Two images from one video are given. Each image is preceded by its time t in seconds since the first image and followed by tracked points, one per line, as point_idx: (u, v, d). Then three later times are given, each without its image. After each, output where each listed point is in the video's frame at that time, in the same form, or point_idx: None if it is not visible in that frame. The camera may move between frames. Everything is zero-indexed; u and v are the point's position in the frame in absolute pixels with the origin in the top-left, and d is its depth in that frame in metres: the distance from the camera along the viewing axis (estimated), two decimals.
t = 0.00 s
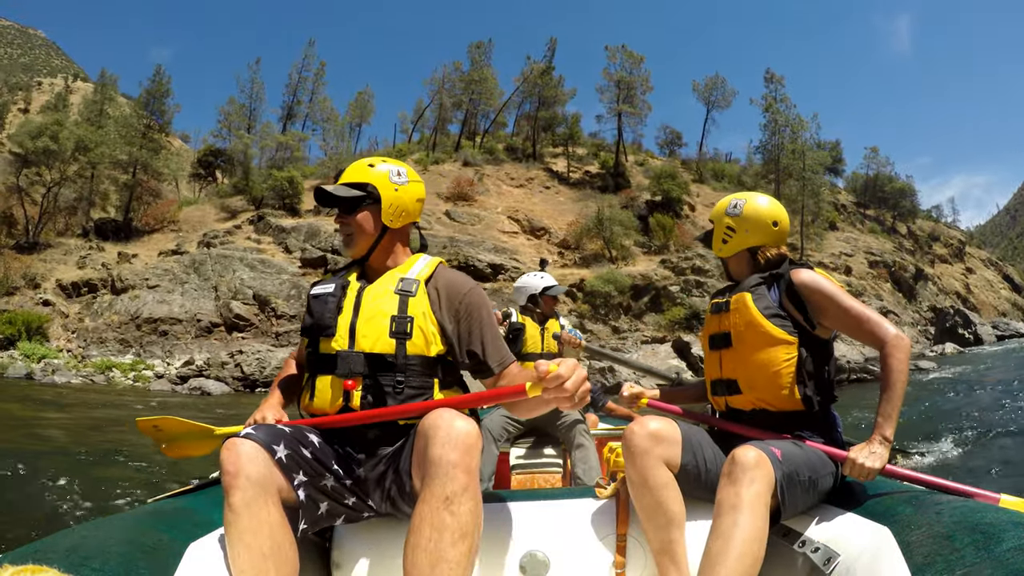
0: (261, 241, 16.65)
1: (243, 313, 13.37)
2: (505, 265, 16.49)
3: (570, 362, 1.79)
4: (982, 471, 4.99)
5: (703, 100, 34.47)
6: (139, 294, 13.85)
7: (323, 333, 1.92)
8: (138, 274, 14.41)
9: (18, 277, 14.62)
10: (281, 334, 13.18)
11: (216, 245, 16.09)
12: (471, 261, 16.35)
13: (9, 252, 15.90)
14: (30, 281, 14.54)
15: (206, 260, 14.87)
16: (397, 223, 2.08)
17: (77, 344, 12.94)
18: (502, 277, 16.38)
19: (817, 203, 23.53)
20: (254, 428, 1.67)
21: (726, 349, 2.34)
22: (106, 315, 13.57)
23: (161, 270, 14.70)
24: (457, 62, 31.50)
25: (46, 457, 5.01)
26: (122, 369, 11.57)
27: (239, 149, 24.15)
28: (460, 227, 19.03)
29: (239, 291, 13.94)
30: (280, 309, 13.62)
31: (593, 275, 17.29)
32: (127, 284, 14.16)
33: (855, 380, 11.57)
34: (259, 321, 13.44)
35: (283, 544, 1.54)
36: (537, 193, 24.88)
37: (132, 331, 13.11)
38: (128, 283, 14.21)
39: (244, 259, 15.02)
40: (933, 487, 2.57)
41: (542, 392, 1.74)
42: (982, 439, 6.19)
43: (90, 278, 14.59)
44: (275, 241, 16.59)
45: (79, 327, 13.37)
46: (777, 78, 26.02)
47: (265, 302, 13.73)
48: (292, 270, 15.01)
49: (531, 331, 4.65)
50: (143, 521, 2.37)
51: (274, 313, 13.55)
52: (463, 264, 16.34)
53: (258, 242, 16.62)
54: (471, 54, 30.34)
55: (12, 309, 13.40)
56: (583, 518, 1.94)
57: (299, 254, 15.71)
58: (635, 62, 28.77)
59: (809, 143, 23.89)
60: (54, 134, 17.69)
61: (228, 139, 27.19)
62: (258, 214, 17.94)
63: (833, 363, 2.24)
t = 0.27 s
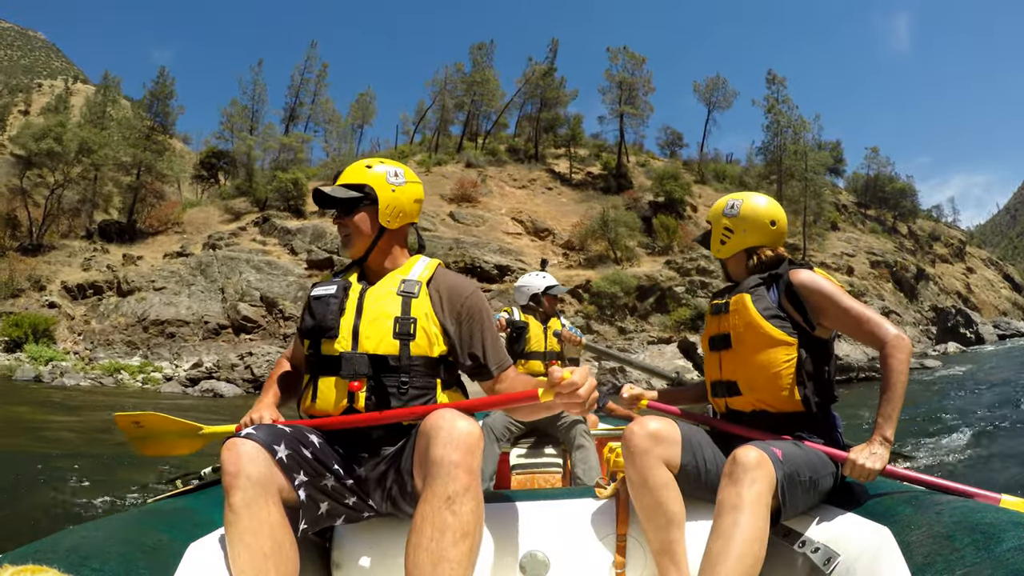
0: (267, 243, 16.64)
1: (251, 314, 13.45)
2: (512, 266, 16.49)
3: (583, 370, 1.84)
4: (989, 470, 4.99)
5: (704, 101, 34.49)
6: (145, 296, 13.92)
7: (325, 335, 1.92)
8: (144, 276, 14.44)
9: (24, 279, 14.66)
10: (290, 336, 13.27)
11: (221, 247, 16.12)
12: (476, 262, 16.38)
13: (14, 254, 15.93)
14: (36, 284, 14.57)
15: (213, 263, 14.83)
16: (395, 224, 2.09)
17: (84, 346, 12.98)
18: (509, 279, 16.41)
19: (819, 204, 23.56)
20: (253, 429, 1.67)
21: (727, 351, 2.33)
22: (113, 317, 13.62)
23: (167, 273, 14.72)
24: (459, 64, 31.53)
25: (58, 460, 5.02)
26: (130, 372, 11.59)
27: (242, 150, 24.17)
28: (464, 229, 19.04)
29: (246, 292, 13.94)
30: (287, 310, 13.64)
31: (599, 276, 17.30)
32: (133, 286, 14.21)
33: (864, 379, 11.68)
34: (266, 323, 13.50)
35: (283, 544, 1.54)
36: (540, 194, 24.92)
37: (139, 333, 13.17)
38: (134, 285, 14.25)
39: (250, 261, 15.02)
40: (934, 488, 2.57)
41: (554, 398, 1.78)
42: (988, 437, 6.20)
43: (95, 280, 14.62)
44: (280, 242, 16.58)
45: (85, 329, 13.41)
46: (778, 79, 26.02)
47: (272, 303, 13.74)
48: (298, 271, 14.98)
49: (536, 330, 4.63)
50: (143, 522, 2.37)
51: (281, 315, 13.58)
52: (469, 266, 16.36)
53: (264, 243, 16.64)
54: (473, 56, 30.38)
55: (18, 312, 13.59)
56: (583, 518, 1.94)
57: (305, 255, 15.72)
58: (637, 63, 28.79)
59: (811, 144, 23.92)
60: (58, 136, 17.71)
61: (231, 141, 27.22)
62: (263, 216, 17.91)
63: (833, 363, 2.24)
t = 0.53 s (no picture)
0: (275, 243, 16.65)
1: (260, 315, 13.47)
2: (522, 267, 16.49)
3: (584, 369, 1.83)
4: (998, 472, 4.97)
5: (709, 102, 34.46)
6: (155, 296, 14.00)
7: (323, 332, 1.92)
8: (153, 275, 14.50)
9: (32, 278, 14.72)
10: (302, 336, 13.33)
11: (229, 246, 16.15)
12: (486, 263, 16.39)
13: (23, 253, 15.99)
14: (44, 283, 14.63)
15: (222, 262, 14.84)
16: (391, 223, 2.09)
17: (93, 346, 13.05)
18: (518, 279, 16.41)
19: (825, 206, 23.53)
20: (254, 429, 1.68)
21: (725, 351, 2.34)
22: (122, 316, 13.69)
23: (176, 272, 14.76)
24: (465, 65, 31.56)
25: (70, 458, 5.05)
26: (141, 372, 11.65)
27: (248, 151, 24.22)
28: (471, 229, 19.06)
29: (256, 292, 13.96)
30: (297, 310, 13.67)
31: (608, 277, 17.28)
32: (142, 285, 14.28)
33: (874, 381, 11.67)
34: (277, 322, 13.49)
35: (284, 544, 1.54)
36: (546, 195, 24.94)
37: (149, 333, 13.25)
38: (143, 284, 14.32)
39: (259, 261, 15.01)
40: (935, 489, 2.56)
41: (554, 397, 1.78)
42: (997, 438, 6.18)
43: (104, 280, 14.69)
44: (289, 242, 16.59)
45: (94, 329, 13.48)
46: (784, 81, 25.93)
47: (282, 303, 13.77)
48: (306, 271, 14.96)
49: (536, 329, 4.66)
50: (143, 522, 2.38)
51: (291, 315, 13.62)
52: (477, 267, 16.37)
53: (272, 243, 16.65)
54: (479, 57, 30.40)
55: (27, 311, 13.77)
56: (583, 518, 1.94)
57: (313, 255, 15.75)
58: (643, 64, 28.79)
59: (816, 146, 23.87)
60: (66, 135, 17.76)
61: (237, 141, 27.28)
62: (272, 216, 17.91)
63: (832, 363, 2.24)
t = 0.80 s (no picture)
0: (286, 243, 16.69)
1: (272, 315, 13.51)
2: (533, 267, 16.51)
3: (582, 369, 1.84)
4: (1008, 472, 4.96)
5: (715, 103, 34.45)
6: (166, 296, 14.10)
7: (319, 329, 1.94)
8: (165, 275, 14.58)
9: (42, 278, 14.77)
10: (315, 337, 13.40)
11: (239, 247, 16.22)
12: (497, 263, 16.38)
13: (33, 252, 16.04)
14: (54, 282, 14.68)
15: (233, 262, 14.89)
16: (385, 221, 2.10)
17: (105, 345, 13.13)
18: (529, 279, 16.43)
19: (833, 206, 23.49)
20: (252, 429, 1.68)
21: (723, 351, 2.34)
22: (134, 316, 13.78)
23: (187, 272, 14.85)
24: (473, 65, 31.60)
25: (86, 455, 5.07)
26: (154, 371, 11.73)
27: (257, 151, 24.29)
28: (480, 230, 19.08)
29: (267, 292, 14.02)
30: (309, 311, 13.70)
31: (617, 277, 17.27)
32: (153, 285, 14.36)
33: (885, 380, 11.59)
34: (288, 323, 13.51)
35: (282, 544, 1.55)
36: (554, 196, 24.98)
37: (161, 332, 13.31)
38: (155, 284, 14.39)
39: (270, 262, 14.94)
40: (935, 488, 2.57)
41: (554, 397, 1.79)
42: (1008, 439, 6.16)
43: (114, 280, 14.76)
44: (299, 242, 16.64)
45: (105, 329, 13.56)
46: (791, 82, 25.84)
47: (292, 303, 13.82)
48: (316, 270, 14.99)
49: (536, 329, 4.65)
50: (143, 522, 2.39)
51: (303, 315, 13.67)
52: (489, 267, 16.35)
53: (283, 243, 16.69)
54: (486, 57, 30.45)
55: (38, 311, 13.82)
56: (583, 518, 1.95)
57: (324, 256, 15.79)
58: (650, 65, 28.80)
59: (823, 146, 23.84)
60: (77, 136, 17.82)
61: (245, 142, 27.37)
62: (282, 216, 17.93)
63: (832, 363, 2.24)
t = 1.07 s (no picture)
0: (297, 243, 16.71)
1: (286, 314, 13.51)
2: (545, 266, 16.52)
3: (582, 368, 1.84)
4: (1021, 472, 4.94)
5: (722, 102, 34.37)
6: (179, 296, 14.15)
7: (318, 328, 1.93)
8: (177, 275, 14.63)
9: (54, 278, 14.78)
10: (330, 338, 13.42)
11: (251, 247, 16.24)
12: (509, 263, 16.33)
13: (44, 252, 16.04)
14: (66, 283, 14.68)
15: (245, 262, 14.94)
16: (385, 221, 2.10)
17: (118, 345, 13.15)
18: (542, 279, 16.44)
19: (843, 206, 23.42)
20: (251, 429, 1.68)
21: (724, 350, 2.33)
22: (147, 316, 13.80)
23: (199, 272, 14.91)
24: (481, 66, 31.63)
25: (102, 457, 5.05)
26: (168, 371, 11.77)
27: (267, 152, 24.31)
28: (490, 230, 19.05)
29: (280, 293, 14.11)
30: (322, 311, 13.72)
31: (627, 276, 17.22)
32: (166, 286, 14.42)
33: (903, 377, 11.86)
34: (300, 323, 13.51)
35: (282, 544, 1.55)
36: (563, 196, 25.00)
37: (174, 332, 13.32)
38: (168, 284, 14.45)
39: (283, 261, 15.19)
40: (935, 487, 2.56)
41: (554, 397, 1.79)
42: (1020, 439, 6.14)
43: (126, 280, 14.77)
44: (310, 243, 16.67)
45: (118, 329, 13.58)
46: (800, 81, 25.73)
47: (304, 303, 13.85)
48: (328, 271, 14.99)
49: (539, 330, 4.63)
50: (141, 523, 2.38)
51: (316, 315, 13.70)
52: (501, 267, 16.31)
53: (294, 243, 16.71)
54: (494, 57, 30.47)
55: (51, 311, 13.80)
56: (584, 518, 1.95)
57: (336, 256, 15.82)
58: (658, 64, 28.78)
59: (832, 146, 23.79)
60: (87, 136, 17.83)
61: (254, 142, 27.43)
62: (293, 216, 17.93)
63: (833, 362, 2.23)
